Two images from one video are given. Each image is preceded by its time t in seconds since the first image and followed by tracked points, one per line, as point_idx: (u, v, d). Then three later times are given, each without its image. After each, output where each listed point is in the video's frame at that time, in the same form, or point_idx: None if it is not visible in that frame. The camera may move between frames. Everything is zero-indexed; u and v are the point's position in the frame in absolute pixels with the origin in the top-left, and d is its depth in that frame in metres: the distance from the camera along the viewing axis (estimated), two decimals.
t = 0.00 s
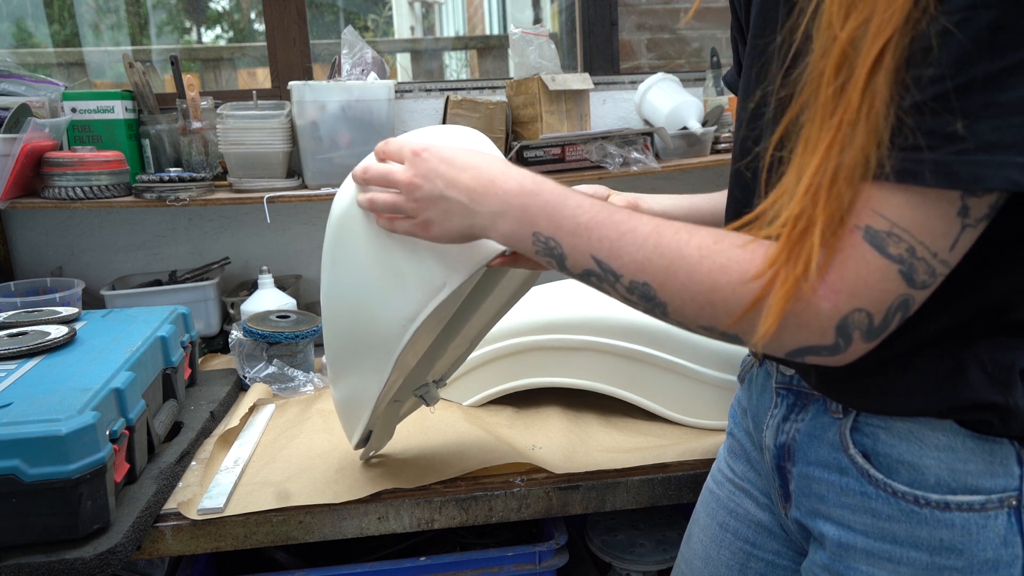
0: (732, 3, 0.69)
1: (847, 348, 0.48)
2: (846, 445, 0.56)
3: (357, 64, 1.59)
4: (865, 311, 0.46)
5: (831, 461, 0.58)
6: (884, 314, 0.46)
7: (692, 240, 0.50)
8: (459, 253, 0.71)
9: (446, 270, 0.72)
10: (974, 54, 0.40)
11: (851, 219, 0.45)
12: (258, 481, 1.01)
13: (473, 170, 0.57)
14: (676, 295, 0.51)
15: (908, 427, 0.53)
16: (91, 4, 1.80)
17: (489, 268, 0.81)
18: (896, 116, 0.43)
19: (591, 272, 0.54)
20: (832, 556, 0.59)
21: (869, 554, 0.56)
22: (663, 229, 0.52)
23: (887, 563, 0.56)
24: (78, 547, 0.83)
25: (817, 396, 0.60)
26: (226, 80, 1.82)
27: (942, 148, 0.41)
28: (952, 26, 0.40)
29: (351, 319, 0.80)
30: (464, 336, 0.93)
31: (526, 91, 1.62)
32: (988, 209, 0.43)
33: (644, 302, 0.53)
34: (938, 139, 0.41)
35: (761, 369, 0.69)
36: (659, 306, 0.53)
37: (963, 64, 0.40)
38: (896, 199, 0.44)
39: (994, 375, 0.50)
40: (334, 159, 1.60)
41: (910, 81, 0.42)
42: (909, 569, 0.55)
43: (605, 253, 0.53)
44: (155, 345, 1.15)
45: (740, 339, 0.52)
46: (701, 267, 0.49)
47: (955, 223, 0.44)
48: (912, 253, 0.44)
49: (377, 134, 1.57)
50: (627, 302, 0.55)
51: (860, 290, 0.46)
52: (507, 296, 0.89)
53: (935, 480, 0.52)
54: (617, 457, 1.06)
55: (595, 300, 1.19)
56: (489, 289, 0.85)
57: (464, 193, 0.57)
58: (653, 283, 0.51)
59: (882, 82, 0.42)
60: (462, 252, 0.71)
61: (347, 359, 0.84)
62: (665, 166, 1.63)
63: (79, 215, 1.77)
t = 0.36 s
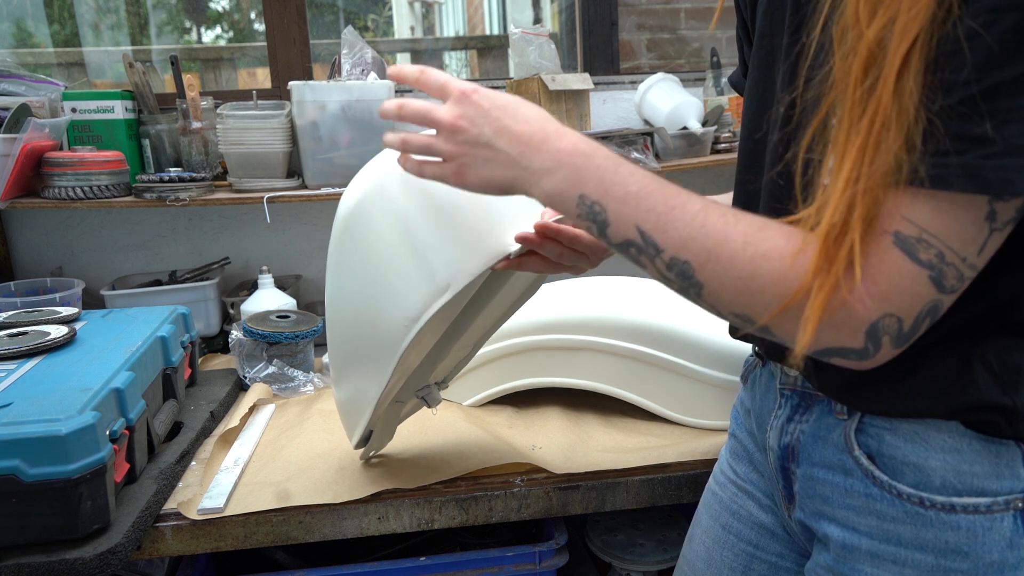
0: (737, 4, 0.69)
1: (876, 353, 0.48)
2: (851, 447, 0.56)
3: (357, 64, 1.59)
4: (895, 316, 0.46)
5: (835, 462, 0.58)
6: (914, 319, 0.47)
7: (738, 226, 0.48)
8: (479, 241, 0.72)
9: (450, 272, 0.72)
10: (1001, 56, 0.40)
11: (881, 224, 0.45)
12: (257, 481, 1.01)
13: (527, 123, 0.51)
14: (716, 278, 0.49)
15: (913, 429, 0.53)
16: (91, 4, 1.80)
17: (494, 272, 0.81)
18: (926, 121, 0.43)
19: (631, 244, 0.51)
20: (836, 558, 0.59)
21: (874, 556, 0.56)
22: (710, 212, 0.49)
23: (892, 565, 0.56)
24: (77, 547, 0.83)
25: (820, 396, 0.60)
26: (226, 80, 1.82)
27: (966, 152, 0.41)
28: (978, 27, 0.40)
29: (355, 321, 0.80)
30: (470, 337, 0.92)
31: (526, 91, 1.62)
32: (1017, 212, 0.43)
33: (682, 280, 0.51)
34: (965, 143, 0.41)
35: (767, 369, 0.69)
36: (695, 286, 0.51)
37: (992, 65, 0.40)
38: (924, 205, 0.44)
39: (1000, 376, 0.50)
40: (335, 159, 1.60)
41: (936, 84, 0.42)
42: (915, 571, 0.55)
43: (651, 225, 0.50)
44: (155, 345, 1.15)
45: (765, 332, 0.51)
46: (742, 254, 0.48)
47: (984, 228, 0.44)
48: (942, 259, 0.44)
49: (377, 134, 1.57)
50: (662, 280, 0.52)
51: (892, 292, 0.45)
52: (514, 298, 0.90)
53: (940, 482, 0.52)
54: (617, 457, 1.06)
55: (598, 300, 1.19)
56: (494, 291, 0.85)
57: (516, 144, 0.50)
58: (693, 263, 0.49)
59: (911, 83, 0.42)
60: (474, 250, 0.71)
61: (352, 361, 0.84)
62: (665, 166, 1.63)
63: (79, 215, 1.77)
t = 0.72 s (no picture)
0: (737, 3, 0.69)
1: (870, 348, 0.49)
2: (851, 445, 0.56)
3: (357, 64, 1.59)
4: (887, 312, 0.46)
5: (835, 460, 0.58)
6: (905, 314, 0.47)
7: (717, 238, 0.50)
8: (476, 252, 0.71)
9: (450, 279, 0.72)
10: (1006, 56, 0.39)
11: (875, 220, 0.45)
12: (258, 481, 1.01)
13: (500, 167, 0.57)
14: (702, 289, 0.51)
15: (913, 428, 0.53)
16: (91, 4, 1.80)
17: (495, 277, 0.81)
18: (929, 119, 0.42)
19: (617, 266, 0.54)
20: (835, 556, 0.59)
21: (873, 554, 0.56)
22: (690, 228, 0.52)
23: (892, 563, 0.56)
24: (78, 547, 0.83)
25: (820, 395, 0.60)
26: (226, 80, 1.82)
27: (965, 151, 0.41)
28: (983, 28, 0.40)
29: (355, 324, 0.81)
30: (470, 338, 0.92)
31: (526, 91, 1.62)
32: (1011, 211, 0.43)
33: (670, 297, 0.53)
34: (964, 142, 0.41)
35: (767, 370, 0.68)
36: (683, 302, 0.53)
37: (998, 64, 0.40)
38: (921, 203, 0.44)
39: (999, 376, 0.50)
40: (335, 159, 1.60)
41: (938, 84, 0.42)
42: (914, 569, 0.55)
43: (633, 247, 0.53)
44: (155, 345, 1.15)
45: (758, 334, 0.52)
46: (725, 265, 0.49)
47: (978, 225, 0.44)
48: (935, 255, 0.44)
49: (377, 134, 1.57)
50: (651, 297, 0.55)
51: (884, 289, 0.46)
52: (517, 299, 0.90)
53: (939, 480, 0.52)
54: (617, 457, 1.06)
55: (598, 300, 1.19)
56: (496, 294, 0.85)
57: (493, 188, 0.56)
58: (678, 279, 0.51)
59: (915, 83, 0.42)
60: (475, 256, 0.71)
61: (351, 361, 0.84)
62: (665, 166, 1.63)
63: (79, 215, 1.77)
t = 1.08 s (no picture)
0: (736, 2, 0.69)
1: (863, 332, 0.49)
2: (847, 444, 0.56)
3: (357, 64, 1.59)
4: (879, 298, 0.47)
5: (831, 459, 0.58)
6: (899, 300, 0.47)
7: (721, 220, 0.51)
8: (478, 234, 0.72)
9: (442, 270, 0.72)
10: (987, 48, 0.40)
11: (870, 211, 0.45)
12: (258, 481, 1.01)
13: (519, 149, 0.60)
14: (705, 267, 0.52)
15: (908, 427, 0.53)
16: (91, 4, 1.80)
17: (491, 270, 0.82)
18: (919, 116, 0.42)
19: (626, 243, 0.56)
20: (831, 555, 0.60)
21: (869, 554, 0.56)
22: (696, 211, 0.53)
23: (886, 563, 0.56)
24: (78, 547, 0.83)
25: (817, 395, 0.59)
26: (226, 80, 1.82)
27: (954, 141, 0.41)
28: (962, 21, 0.40)
29: (349, 320, 0.80)
30: (468, 336, 0.92)
31: (526, 91, 1.62)
32: (1001, 200, 0.42)
33: (675, 274, 0.55)
34: (950, 131, 0.41)
35: (766, 368, 0.68)
36: (688, 279, 0.54)
37: (981, 54, 0.40)
38: (913, 193, 0.44)
39: (995, 375, 0.49)
40: (335, 159, 1.60)
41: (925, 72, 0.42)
42: (909, 569, 0.54)
43: (642, 224, 0.55)
44: (155, 345, 1.15)
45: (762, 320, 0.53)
46: (726, 245, 0.51)
47: (968, 214, 0.43)
48: (925, 244, 0.44)
49: (377, 134, 1.57)
50: (658, 275, 0.57)
51: (879, 280, 0.46)
52: (517, 293, 0.90)
53: (934, 480, 0.52)
54: (616, 457, 1.06)
55: (597, 300, 1.19)
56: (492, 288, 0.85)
57: (514, 168, 0.60)
58: (683, 257, 0.53)
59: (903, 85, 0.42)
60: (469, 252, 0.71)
61: (345, 360, 0.84)
62: (665, 166, 1.63)
63: (79, 215, 1.77)
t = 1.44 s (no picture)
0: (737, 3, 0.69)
1: (852, 327, 0.49)
2: (845, 444, 0.56)
3: (357, 64, 1.59)
4: (868, 294, 0.47)
5: (829, 459, 0.58)
6: (888, 295, 0.47)
7: (715, 213, 0.52)
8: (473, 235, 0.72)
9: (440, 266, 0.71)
10: (973, 47, 0.40)
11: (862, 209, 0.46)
12: (258, 481, 1.01)
13: (521, 146, 0.62)
14: (698, 260, 0.52)
15: (906, 427, 0.53)
16: (91, 4, 1.80)
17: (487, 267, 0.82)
18: (908, 118, 0.42)
19: (623, 236, 0.57)
20: (829, 555, 0.60)
21: (867, 554, 0.56)
22: (693, 205, 0.53)
23: (884, 563, 0.56)
24: (78, 547, 0.83)
25: (815, 395, 0.59)
26: (226, 80, 1.82)
27: (941, 139, 0.41)
28: (947, 23, 0.40)
29: (347, 319, 0.80)
30: (465, 335, 0.93)
31: (526, 91, 1.62)
32: (990, 199, 0.42)
33: (670, 267, 0.55)
34: (937, 129, 0.41)
35: (765, 368, 0.68)
36: (682, 271, 0.54)
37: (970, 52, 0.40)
38: (901, 189, 0.44)
39: (994, 375, 0.49)
40: (334, 159, 1.60)
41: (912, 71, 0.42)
42: (906, 569, 0.55)
43: (638, 216, 0.55)
44: (155, 345, 1.15)
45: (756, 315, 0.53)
46: (719, 239, 0.51)
47: (957, 212, 0.43)
48: (913, 240, 0.45)
49: (377, 134, 1.57)
50: (654, 269, 0.57)
51: (868, 276, 0.47)
52: (515, 288, 0.90)
53: (932, 480, 0.52)
54: (616, 457, 1.06)
55: (596, 300, 1.19)
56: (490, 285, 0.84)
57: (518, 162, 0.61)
58: (678, 250, 0.54)
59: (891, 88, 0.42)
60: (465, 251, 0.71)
61: (340, 356, 0.84)
62: (665, 166, 1.63)
63: (79, 215, 1.77)
